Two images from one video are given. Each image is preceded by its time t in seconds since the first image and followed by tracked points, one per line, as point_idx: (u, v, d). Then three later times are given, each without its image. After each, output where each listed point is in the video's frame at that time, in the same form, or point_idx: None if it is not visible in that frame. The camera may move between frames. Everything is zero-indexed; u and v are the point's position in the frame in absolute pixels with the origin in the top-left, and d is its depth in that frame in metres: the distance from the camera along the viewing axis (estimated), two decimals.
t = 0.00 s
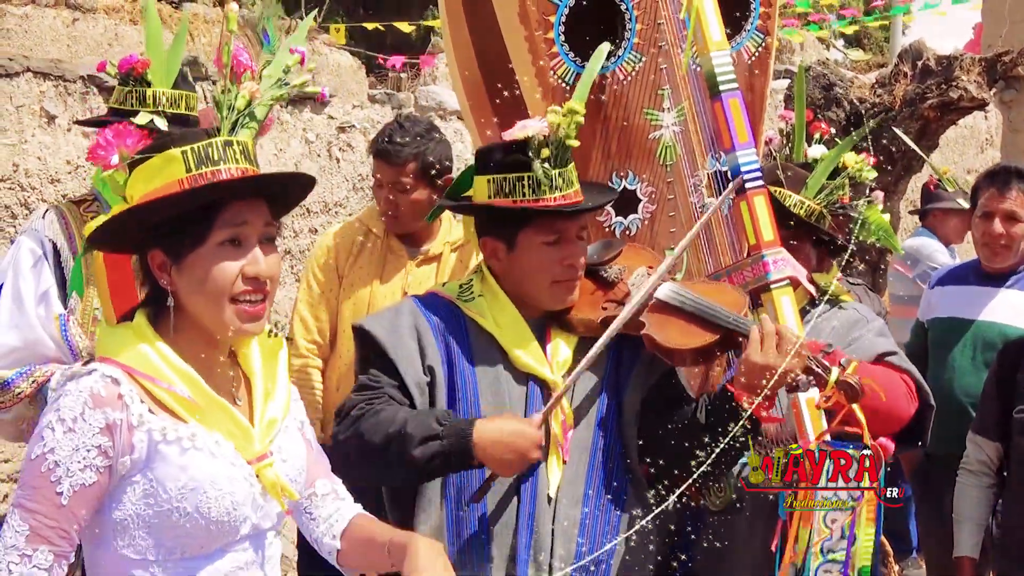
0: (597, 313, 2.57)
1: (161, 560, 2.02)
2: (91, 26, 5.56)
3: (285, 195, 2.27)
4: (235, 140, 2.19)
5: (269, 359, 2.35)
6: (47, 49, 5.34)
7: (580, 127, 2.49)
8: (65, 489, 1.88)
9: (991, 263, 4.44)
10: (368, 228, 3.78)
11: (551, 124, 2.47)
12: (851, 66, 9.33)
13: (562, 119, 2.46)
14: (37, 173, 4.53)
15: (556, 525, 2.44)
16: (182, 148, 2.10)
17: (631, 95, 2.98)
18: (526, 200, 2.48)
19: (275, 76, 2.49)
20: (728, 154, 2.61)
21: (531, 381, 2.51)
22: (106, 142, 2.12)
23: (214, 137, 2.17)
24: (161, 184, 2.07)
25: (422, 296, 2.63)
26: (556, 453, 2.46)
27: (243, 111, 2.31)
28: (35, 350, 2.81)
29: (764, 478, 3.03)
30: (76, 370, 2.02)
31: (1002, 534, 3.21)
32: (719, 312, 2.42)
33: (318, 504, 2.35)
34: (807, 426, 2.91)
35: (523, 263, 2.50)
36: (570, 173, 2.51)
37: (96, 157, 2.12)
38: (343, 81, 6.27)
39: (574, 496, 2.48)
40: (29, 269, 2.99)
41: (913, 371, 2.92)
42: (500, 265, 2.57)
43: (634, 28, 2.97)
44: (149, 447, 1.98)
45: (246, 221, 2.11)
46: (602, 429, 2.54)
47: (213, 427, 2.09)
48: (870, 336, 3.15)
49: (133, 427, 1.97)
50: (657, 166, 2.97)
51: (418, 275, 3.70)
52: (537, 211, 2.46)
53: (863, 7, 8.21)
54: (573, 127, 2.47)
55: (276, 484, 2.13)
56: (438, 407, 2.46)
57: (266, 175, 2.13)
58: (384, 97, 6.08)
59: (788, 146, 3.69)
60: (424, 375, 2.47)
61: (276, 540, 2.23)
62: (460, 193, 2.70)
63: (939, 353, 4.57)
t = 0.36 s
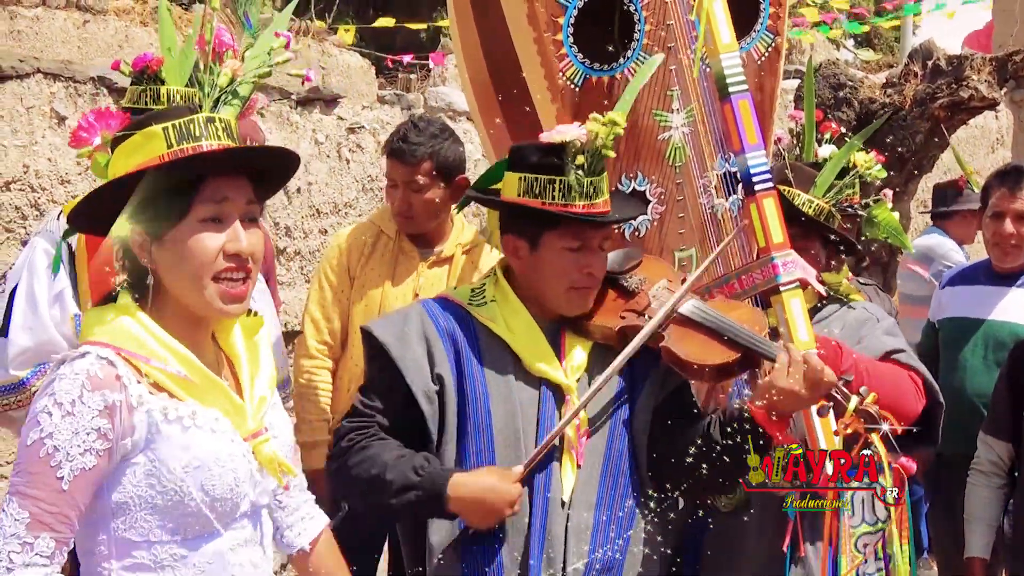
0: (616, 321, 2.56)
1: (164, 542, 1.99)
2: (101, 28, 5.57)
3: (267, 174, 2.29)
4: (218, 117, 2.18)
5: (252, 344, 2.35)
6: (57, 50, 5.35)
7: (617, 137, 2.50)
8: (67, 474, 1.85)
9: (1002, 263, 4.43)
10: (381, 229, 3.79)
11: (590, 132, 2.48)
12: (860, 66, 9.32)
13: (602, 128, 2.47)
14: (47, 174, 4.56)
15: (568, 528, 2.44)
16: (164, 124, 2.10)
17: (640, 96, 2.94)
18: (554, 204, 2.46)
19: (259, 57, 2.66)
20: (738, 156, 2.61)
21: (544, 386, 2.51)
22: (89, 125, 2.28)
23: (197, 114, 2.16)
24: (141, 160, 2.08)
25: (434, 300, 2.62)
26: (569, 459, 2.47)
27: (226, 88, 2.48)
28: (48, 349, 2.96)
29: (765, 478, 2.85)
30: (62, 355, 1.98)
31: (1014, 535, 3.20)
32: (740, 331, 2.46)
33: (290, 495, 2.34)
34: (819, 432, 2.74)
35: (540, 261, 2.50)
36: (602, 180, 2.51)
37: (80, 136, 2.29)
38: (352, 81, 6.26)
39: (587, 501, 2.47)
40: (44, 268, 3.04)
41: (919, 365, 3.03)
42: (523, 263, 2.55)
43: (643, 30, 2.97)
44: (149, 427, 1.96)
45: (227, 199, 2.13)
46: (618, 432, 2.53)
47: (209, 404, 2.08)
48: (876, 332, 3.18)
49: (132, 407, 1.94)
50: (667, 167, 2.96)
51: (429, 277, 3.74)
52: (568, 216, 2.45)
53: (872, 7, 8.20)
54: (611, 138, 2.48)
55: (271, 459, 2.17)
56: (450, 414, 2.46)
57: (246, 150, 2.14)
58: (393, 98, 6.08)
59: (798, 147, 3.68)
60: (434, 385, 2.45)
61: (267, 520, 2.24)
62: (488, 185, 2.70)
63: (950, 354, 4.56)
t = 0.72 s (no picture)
0: (611, 320, 2.55)
1: (148, 546, 2.08)
2: (106, 29, 5.58)
3: (260, 175, 2.34)
4: (208, 119, 2.23)
5: (245, 348, 2.47)
6: (61, 51, 5.37)
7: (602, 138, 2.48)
8: (43, 480, 1.93)
9: (1006, 261, 4.42)
10: (384, 229, 3.79)
11: (572, 134, 2.46)
12: (867, 65, 9.30)
13: (584, 129, 2.45)
14: (51, 175, 4.58)
15: (566, 526, 2.44)
16: (152, 126, 2.15)
17: (639, 96, 2.96)
18: (542, 206, 2.46)
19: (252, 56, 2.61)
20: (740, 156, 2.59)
21: (544, 385, 2.52)
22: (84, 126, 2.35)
23: (187, 116, 2.21)
24: (131, 161, 2.13)
25: (436, 298, 2.63)
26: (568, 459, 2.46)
27: (219, 91, 2.49)
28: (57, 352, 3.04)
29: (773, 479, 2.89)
30: (48, 361, 2.07)
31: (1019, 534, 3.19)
32: (731, 332, 2.40)
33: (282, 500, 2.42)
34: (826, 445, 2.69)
35: (532, 263, 2.52)
36: (591, 181, 2.49)
37: (74, 138, 2.35)
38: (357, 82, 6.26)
39: (585, 500, 2.47)
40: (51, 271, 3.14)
41: (923, 358, 2.95)
42: (513, 265, 2.57)
43: (641, 31, 2.96)
44: (130, 434, 2.04)
45: (216, 201, 2.18)
46: (615, 433, 2.54)
47: (193, 411, 2.16)
48: (879, 328, 3.16)
49: (111, 414, 2.02)
50: (667, 168, 2.96)
51: (433, 278, 3.75)
52: (555, 218, 2.45)
53: (878, 6, 8.19)
54: (594, 138, 2.46)
55: (259, 466, 2.24)
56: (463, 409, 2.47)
57: (235, 151, 2.18)
58: (398, 98, 6.08)
59: (802, 147, 3.66)
60: (445, 380, 2.48)
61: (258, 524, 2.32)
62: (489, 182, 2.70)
63: (955, 353, 4.55)
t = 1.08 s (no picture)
0: (604, 320, 2.56)
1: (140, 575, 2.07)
2: (107, 32, 5.59)
3: (264, 202, 2.33)
4: (213, 144, 2.24)
5: (245, 375, 2.46)
6: (63, 54, 5.38)
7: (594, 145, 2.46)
8: (41, 511, 1.93)
9: (1007, 259, 4.42)
10: (383, 230, 3.79)
11: (563, 141, 2.45)
12: (868, 63, 9.31)
13: (574, 137, 2.43)
14: (52, 179, 4.58)
15: (563, 524, 2.43)
16: (158, 150, 2.16)
17: (638, 95, 2.95)
18: (533, 212, 2.47)
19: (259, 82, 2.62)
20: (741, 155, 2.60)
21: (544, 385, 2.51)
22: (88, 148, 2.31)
23: (192, 140, 2.22)
24: (137, 186, 2.13)
25: (438, 298, 2.63)
26: (566, 457, 2.45)
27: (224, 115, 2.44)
28: (61, 353, 3.07)
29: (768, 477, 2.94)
30: (49, 385, 2.07)
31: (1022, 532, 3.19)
32: (716, 326, 2.38)
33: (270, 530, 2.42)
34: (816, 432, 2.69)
35: (526, 263, 2.51)
36: (584, 186, 2.48)
37: (77, 160, 2.30)
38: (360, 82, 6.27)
39: (582, 498, 2.46)
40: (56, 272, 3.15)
41: (929, 367, 2.95)
42: (508, 267, 2.58)
43: (639, 29, 2.94)
44: (127, 464, 2.03)
45: (220, 228, 2.17)
46: (611, 433, 2.54)
47: (190, 442, 2.15)
48: (884, 335, 3.14)
49: (110, 445, 2.01)
50: (666, 166, 2.96)
51: (433, 278, 3.76)
52: (545, 225, 2.45)
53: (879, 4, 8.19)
54: (586, 146, 2.44)
55: (256, 497, 2.22)
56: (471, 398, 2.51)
57: (240, 178, 2.17)
58: (399, 99, 6.09)
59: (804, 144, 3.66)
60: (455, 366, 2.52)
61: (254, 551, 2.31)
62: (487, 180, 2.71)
63: (957, 351, 4.55)
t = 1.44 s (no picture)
0: (610, 322, 2.56)
1: (147, 550, 2.04)
2: (105, 31, 5.59)
3: (283, 183, 2.30)
4: (235, 124, 2.20)
5: (264, 348, 2.41)
6: (60, 54, 5.37)
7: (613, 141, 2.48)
8: (44, 481, 1.93)
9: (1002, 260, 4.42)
10: (379, 230, 3.79)
11: (584, 136, 2.45)
12: (864, 63, 9.32)
13: (596, 131, 2.44)
14: (49, 178, 4.57)
15: (566, 527, 2.44)
16: (179, 130, 2.13)
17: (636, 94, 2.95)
18: (550, 206, 2.46)
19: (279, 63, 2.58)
20: (738, 154, 2.59)
21: (543, 388, 2.51)
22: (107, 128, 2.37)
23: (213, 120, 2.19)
24: (156, 164, 2.10)
25: (435, 301, 2.64)
26: (568, 459, 2.47)
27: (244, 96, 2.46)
28: (61, 354, 3.05)
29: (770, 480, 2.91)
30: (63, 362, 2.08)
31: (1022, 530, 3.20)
32: (729, 333, 2.38)
33: (308, 501, 2.39)
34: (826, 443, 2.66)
35: (534, 262, 2.51)
36: (599, 183, 2.49)
37: (97, 140, 2.37)
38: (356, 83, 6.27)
39: (584, 501, 2.47)
40: (55, 271, 3.14)
41: (921, 364, 2.94)
42: (519, 265, 2.57)
43: (639, 28, 2.94)
44: (130, 439, 2.00)
45: (239, 208, 2.15)
46: (614, 435, 2.54)
47: (197, 417, 2.10)
48: (880, 332, 3.15)
49: (112, 419, 2.00)
50: (664, 166, 2.94)
51: (430, 279, 3.76)
52: (564, 219, 2.45)
53: (875, 5, 8.20)
54: (607, 141, 2.45)
55: (266, 473, 2.14)
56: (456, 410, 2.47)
57: (260, 156, 2.15)
58: (395, 99, 6.09)
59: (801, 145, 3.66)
60: (436, 383, 2.48)
61: (271, 528, 2.24)
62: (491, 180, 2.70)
63: (953, 351, 4.56)
